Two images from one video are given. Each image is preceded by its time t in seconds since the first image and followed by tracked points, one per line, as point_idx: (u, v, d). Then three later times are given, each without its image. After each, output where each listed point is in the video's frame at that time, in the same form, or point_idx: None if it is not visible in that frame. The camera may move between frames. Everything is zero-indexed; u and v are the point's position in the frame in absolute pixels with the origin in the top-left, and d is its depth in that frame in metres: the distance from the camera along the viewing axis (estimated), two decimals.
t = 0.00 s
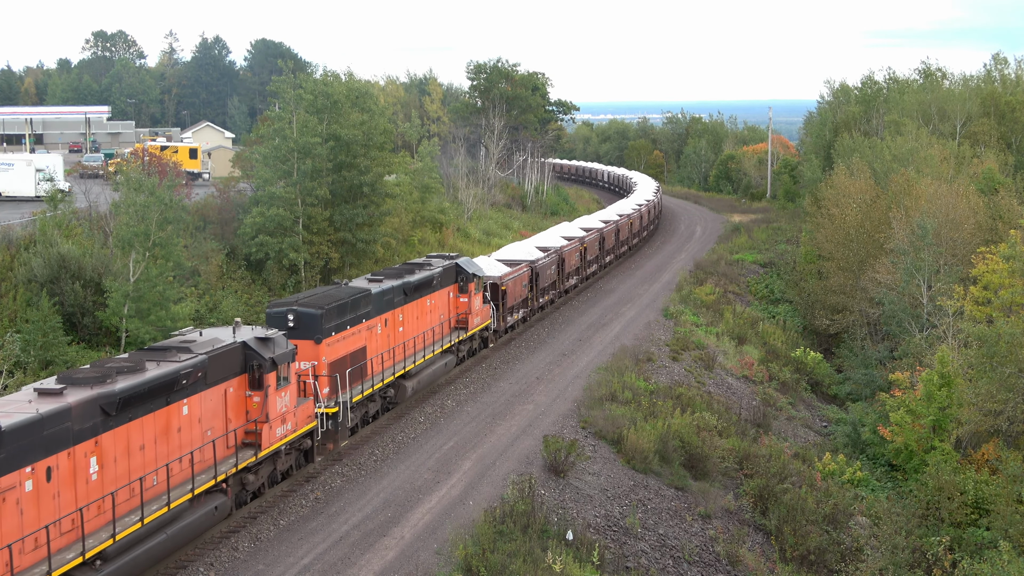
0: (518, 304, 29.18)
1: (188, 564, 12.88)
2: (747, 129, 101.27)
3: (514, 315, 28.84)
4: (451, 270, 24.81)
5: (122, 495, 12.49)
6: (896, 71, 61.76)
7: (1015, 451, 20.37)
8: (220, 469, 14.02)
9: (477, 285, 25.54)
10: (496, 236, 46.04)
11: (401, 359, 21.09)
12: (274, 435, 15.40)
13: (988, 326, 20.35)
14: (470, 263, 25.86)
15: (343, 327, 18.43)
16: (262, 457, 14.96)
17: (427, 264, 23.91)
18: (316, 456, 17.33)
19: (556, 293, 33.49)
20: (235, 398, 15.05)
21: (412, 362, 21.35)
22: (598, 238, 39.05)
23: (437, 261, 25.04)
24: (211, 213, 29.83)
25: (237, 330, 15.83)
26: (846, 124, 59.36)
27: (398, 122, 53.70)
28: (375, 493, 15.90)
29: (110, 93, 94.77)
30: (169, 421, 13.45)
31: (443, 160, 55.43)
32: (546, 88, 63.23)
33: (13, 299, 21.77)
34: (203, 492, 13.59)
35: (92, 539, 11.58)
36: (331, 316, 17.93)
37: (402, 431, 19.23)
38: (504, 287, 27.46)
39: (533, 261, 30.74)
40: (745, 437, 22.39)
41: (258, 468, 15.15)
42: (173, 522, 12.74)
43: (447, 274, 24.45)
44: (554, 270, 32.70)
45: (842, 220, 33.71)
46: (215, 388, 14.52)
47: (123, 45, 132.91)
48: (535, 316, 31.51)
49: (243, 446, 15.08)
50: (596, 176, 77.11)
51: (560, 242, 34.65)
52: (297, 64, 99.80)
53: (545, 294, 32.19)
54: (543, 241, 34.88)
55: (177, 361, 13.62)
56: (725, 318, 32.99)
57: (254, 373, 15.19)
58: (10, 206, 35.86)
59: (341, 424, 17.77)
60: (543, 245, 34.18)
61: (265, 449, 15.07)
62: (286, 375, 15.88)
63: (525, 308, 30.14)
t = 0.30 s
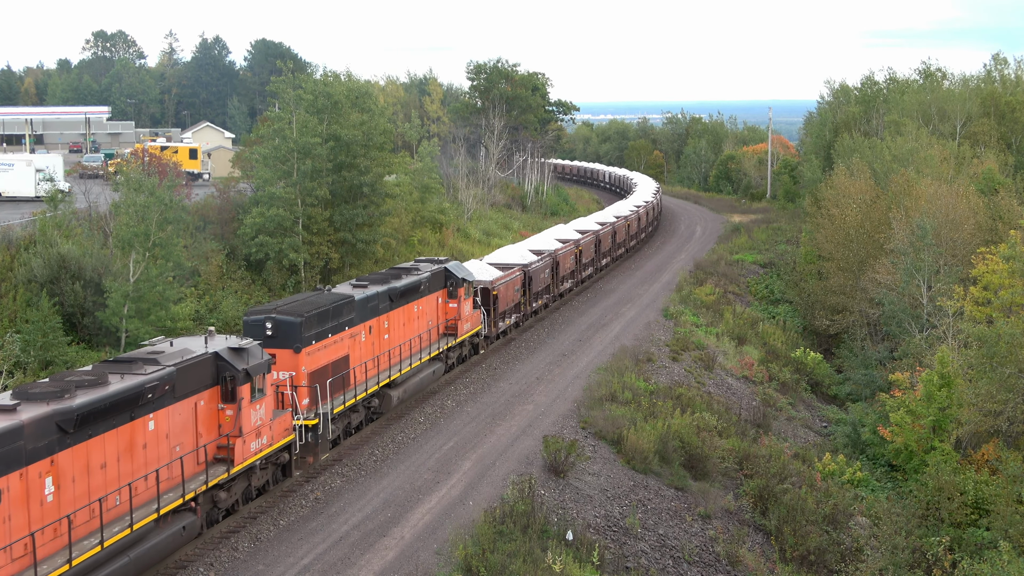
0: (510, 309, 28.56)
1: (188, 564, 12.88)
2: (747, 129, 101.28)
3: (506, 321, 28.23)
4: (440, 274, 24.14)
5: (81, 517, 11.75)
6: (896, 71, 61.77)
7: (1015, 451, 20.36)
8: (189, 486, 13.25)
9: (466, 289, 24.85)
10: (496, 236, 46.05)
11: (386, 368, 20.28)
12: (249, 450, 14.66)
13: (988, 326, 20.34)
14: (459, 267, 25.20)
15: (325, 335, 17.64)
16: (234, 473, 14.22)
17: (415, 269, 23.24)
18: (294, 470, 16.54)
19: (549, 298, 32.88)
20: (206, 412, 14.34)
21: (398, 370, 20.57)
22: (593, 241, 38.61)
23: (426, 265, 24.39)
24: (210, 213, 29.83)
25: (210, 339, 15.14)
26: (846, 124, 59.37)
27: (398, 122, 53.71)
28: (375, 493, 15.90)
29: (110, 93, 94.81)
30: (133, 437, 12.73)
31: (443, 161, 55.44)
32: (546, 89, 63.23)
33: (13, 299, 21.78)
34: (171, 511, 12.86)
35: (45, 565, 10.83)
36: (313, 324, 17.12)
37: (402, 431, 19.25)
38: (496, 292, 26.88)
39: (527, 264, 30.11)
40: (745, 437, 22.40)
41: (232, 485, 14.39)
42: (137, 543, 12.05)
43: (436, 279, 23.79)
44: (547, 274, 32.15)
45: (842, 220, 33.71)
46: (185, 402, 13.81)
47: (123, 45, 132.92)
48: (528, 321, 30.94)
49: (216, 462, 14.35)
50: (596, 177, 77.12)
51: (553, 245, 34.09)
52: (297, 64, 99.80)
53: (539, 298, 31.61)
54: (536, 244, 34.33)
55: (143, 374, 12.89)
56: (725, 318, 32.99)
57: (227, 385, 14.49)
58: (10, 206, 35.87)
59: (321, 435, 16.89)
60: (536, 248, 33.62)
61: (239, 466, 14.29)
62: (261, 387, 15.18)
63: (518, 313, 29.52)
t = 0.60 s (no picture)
0: (502, 314, 27.79)
1: (188, 564, 12.87)
2: (747, 129, 101.25)
3: (498, 326, 27.47)
4: (428, 279, 23.22)
5: (35, 541, 10.78)
6: (896, 71, 61.75)
7: (1015, 451, 20.36)
8: (154, 507, 12.37)
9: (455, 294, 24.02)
10: (496, 236, 46.06)
11: (370, 377, 19.47)
12: (219, 466, 13.77)
13: (988, 326, 20.33)
14: (449, 271, 24.36)
15: (304, 344, 16.85)
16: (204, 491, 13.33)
17: (402, 272, 22.34)
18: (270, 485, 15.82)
19: (544, 302, 32.16)
20: (174, 426, 13.41)
21: (383, 379, 19.72)
22: (589, 243, 37.94)
23: (413, 269, 23.53)
24: (210, 213, 29.82)
25: (181, 348, 14.24)
26: (846, 124, 59.36)
27: (398, 122, 53.72)
28: (375, 493, 15.91)
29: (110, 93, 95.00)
30: (94, 454, 11.77)
31: (443, 161, 55.46)
32: (546, 88, 63.22)
33: (13, 299, 21.76)
34: (134, 533, 12.06)
35: None
36: (290, 332, 16.31)
37: (402, 431, 19.27)
38: (486, 296, 26.12)
39: (519, 268, 29.35)
40: (745, 437, 22.41)
41: (201, 504, 13.55)
42: (96, 567, 11.29)
43: (423, 284, 22.91)
44: (541, 277, 31.46)
45: (842, 220, 33.72)
46: (151, 416, 12.87)
47: (123, 45, 132.97)
48: (522, 326, 30.25)
49: (184, 479, 13.46)
50: (596, 177, 77.13)
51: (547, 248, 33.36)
52: (297, 64, 99.85)
53: (533, 302, 30.90)
54: (529, 247, 33.55)
55: (104, 388, 11.95)
56: (725, 318, 32.99)
57: (197, 398, 13.59)
58: (10, 206, 35.87)
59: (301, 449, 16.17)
60: (529, 251, 32.92)
61: (208, 482, 13.46)
62: (233, 400, 14.29)
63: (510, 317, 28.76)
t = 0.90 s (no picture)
0: (493, 319, 27.04)
1: (188, 564, 12.87)
2: (747, 129, 101.24)
3: (489, 331, 26.71)
4: (415, 284, 22.52)
5: None
6: (896, 71, 61.75)
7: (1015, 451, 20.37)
8: (115, 529, 11.66)
9: (444, 300, 23.33)
10: (496, 236, 46.07)
11: (352, 387, 18.76)
12: (188, 484, 13.05)
13: (988, 326, 20.35)
14: (437, 276, 23.64)
15: (282, 353, 16.15)
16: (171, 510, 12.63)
17: (388, 277, 21.65)
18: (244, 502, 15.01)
19: (537, 306, 31.50)
20: (138, 442, 12.70)
21: (366, 389, 18.98)
22: (584, 245, 37.38)
23: (400, 274, 22.85)
24: (210, 213, 29.83)
25: (149, 359, 13.54)
26: (846, 124, 59.39)
27: (398, 122, 53.76)
28: (375, 493, 15.90)
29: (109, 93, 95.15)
30: (48, 474, 11.07)
31: (443, 161, 55.50)
32: (546, 89, 63.23)
33: (13, 299, 21.73)
34: (92, 557, 11.36)
35: None
36: (267, 341, 15.62)
37: (402, 431, 19.25)
38: (476, 301, 25.30)
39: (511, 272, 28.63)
40: (745, 437, 22.41)
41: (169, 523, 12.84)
42: None
43: (410, 289, 22.24)
44: (534, 281, 30.81)
45: (842, 220, 33.73)
46: (112, 433, 12.16)
47: (123, 45, 133.06)
48: (515, 331, 29.60)
49: (149, 498, 12.74)
50: (596, 177, 77.16)
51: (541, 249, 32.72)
52: (297, 64, 99.93)
53: (526, 306, 30.24)
54: (523, 249, 32.84)
55: (62, 403, 11.25)
56: (725, 319, 32.99)
57: (163, 413, 12.88)
58: (10, 206, 35.89)
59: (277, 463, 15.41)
60: (522, 254, 32.23)
61: (175, 501, 12.72)
62: (203, 414, 13.57)
63: (502, 323, 28.02)
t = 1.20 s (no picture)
0: (484, 324, 26.33)
1: (188, 564, 12.87)
2: (747, 129, 101.21)
3: (479, 336, 26.02)
4: (402, 289, 21.73)
5: None
6: (896, 71, 61.75)
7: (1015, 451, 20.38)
8: (71, 554, 10.96)
9: (432, 305, 22.56)
10: (496, 236, 46.07)
11: (333, 397, 18.00)
12: (153, 503, 12.33)
13: (988, 326, 20.35)
14: (425, 280, 22.81)
15: (257, 364, 15.41)
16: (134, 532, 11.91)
17: (374, 282, 20.87)
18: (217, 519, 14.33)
19: (531, 311, 30.82)
20: (99, 460, 11.95)
21: (348, 400, 18.22)
22: (580, 248, 36.69)
23: (386, 279, 22.09)
24: (210, 213, 29.85)
25: (115, 369, 12.81)
26: (846, 124, 59.39)
27: (398, 122, 53.79)
28: (375, 493, 15.91)
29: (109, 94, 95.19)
30: None
31: (443, 161, 55.52)
32: (546, 88, 63.22)
33: (13, 299, 21.61)
34: None
35: None
36: (242, 351, 14.89)
37: (402, 431, 19.26)
38: (467, 307, 24.69)
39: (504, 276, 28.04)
40: (745, 437, 22.41)
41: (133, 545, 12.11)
42: None
43: (396, 294, 21.47)
44: (528, 285, 30.13)
45: (842, 220, 33.74)
46: (69, 451, 11.41)
47: (123, 45, 133.05)
48: (507, 336, 28.92)
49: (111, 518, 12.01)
50: (596, 177, 77.17)
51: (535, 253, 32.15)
52: (297, 64, 99.98)
53: (519, 310, 29.59)
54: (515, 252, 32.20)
55: (12, 422, 10.48)
56: (725, 319, 32.98)
57: (127, 429, 12.13)
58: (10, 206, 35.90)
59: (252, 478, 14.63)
60: (516, 257, 31.55)
61: (139, 522, 12.03)
62: (170, 429, 12.82)
63: (494, 328, 27.32)
